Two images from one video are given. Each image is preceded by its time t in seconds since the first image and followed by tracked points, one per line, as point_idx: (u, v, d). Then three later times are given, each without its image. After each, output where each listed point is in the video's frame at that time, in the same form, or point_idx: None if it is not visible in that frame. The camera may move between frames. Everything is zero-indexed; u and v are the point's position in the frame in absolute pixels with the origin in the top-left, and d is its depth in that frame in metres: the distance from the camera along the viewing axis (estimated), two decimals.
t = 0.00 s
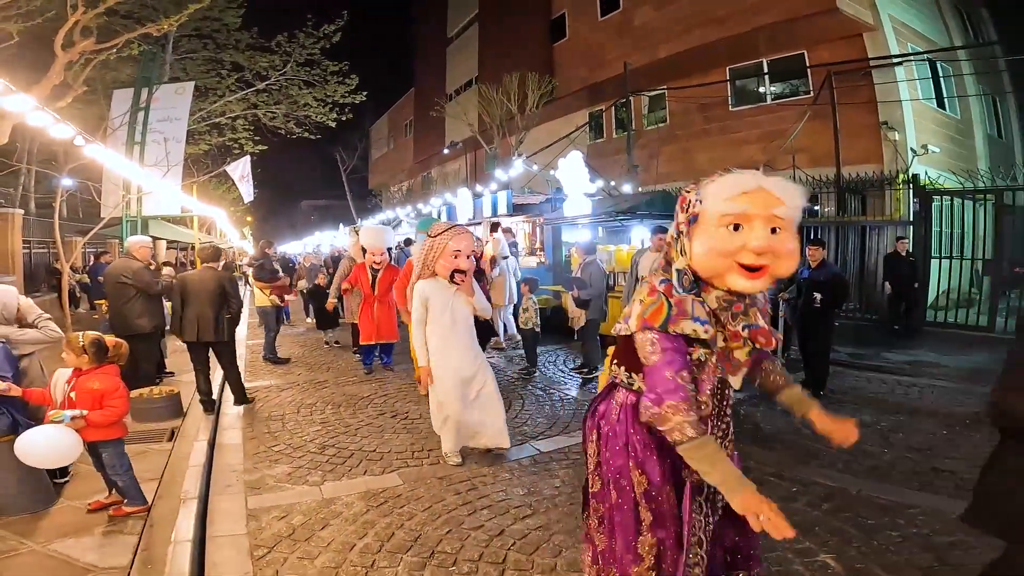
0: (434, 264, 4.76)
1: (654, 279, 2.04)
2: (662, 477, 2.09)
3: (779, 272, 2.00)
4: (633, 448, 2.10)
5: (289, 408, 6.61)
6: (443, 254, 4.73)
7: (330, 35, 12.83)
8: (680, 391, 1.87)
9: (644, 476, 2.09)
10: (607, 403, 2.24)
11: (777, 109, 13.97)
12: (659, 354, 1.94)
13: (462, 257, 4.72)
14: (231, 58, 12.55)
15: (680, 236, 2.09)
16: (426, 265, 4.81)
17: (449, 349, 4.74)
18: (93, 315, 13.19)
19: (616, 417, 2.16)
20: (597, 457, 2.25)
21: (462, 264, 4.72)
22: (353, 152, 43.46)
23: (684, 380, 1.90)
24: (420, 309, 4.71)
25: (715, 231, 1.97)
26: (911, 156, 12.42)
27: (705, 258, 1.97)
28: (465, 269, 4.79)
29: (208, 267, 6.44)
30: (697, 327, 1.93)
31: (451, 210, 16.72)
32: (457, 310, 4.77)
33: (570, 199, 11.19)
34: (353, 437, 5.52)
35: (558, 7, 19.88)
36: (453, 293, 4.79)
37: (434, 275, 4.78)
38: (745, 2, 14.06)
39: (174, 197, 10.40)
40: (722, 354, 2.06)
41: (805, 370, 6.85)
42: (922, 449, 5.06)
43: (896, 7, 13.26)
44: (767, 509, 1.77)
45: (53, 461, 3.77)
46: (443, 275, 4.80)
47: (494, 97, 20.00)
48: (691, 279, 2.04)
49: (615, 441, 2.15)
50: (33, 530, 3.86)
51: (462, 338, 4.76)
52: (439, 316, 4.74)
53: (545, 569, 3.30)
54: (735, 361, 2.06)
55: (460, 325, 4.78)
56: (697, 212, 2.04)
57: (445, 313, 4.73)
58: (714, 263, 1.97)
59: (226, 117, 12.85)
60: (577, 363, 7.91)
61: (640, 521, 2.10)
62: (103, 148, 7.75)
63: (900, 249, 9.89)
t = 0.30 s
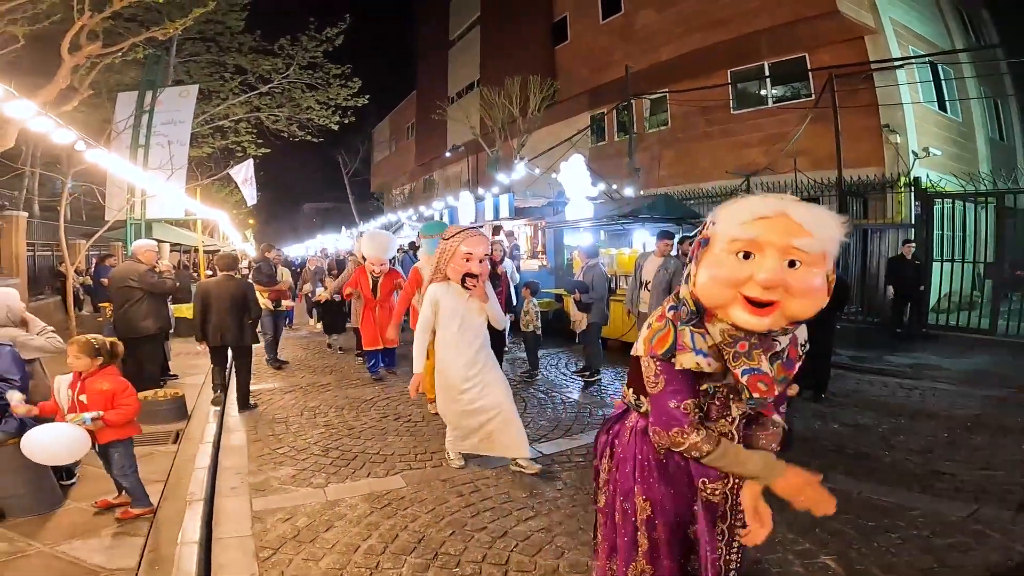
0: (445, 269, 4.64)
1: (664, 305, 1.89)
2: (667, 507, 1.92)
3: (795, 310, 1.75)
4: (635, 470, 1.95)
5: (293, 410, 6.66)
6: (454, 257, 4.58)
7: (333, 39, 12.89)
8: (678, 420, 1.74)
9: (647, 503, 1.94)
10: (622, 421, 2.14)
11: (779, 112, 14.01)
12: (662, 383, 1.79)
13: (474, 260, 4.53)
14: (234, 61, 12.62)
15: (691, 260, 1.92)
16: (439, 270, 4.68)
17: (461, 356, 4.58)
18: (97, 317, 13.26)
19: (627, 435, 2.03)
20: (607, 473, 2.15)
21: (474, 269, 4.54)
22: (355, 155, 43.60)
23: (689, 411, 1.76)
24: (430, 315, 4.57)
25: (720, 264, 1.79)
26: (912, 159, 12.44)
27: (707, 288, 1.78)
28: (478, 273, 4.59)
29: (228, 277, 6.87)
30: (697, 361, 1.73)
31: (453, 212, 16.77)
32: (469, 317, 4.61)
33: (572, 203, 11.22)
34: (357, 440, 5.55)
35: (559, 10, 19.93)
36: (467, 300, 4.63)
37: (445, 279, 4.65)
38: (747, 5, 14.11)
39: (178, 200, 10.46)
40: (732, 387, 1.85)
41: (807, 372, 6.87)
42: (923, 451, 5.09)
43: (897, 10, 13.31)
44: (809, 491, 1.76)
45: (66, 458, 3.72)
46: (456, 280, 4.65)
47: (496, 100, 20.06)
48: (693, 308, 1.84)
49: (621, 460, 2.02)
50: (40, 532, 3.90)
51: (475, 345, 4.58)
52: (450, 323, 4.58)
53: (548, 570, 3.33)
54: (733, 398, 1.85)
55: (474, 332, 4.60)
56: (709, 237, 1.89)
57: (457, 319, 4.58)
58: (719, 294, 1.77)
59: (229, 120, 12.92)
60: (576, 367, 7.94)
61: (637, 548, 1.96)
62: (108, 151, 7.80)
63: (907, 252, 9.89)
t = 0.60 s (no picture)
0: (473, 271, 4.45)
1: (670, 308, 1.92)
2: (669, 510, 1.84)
3: (820, 297, 1.70)
4: (644, 470, 1.86)
5: (295, 412, 6.67)
6: (482, 258, 4.40)
7: (333, 41, 12.91)
8: (654, 421, 1.76)
9: (646, 502, 1.85)
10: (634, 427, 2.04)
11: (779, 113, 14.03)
12: (653, 383, 1.84)
13: (503, 263, 4.34)
14: (235, 63, 12.65)
15: (706, 250, 1.87)
16: (467, 274, 4.50)
17: (485, 364, 4.32)
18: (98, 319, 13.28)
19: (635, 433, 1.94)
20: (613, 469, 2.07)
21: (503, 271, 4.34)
22: (355, 157, 43.61)
23: (671, 416, 1.76)
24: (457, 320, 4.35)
25: (741, 251, 1.74)
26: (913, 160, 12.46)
27: (726, 276, 1.73)
28: (509, 277, 4.38)
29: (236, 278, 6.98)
30: (675, 359, 1.77)
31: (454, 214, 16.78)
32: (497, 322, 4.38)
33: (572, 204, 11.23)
34: (358, 442, 5.56)
35: (559, 12, 19.96)
36: (494, 304, 4.40)
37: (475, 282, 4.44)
38: (747, 7, 14.13)
39: (179, 202, 10.48)
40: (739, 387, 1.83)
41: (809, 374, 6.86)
42: (924, 452, 5.10)
43: (897, 11, 13.34)
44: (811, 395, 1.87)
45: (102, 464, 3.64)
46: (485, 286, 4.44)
47: (497, 101, 20.08)
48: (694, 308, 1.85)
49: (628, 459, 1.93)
50: (43, 533, 3.91)
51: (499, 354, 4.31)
52: (476, 329, 4.35)
53: (549, 571, 3.34)
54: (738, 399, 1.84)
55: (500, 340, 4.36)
56: (724, 224, 1.84)
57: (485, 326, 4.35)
58: (737, 284, 1.72)
59: (230, 122, 12.95)
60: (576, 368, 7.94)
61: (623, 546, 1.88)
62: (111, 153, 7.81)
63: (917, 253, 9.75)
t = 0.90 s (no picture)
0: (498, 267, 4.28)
1: (713, 291, 1.71)
2: (728, 512, 1.61)
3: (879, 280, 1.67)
4: (698, 472, 1.59)
5: (295, 414, 6.67)
6: (507, 254, 4.22)
7: (333, 42, 12.92)
8: (719, 398, 1.54)
9: (703, 506, 1.61)
10: (676, 419, 1.73)
11: (779, 114, 14.03)
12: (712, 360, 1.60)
13: (529, 260, 4.10)
14: (235, 64, 12.66)
15: (770, 229, 1.65)
16: (494, 271, 4.36)
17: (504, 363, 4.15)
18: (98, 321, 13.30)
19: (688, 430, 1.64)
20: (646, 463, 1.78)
21: (528, 271, 4.12)
22: (355, 158, 43.63)
23: (738, 393, 1.55)
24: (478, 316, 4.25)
25: (854, 235, 1.58)
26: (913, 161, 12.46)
27: (817, 259, 1.57)
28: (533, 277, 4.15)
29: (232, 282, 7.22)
30: (742, 334, 1.58)
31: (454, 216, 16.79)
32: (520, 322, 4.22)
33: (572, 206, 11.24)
34: (358, 443, 5.55)
35: (559, 13, 19.97)
36: (519, 304, 4.24)
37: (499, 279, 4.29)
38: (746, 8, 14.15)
39: (179, 203, 10.49)
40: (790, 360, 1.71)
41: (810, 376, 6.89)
42: (926, 452, 5.09)
43: (897, 12, 13.35)
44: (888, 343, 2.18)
45: (169, 450, 3.52)
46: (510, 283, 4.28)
47: (497, 103, 20.09)
48: (774, 288, 1.64)
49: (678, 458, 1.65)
50: (43, 535, 3.90)
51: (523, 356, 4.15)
52: (499, 327, 4.21)
53: (549, 572, 3.34)
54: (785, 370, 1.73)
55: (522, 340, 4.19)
56: (808, 209, 1.61)
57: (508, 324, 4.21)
58: (827, 268, 1.58)
59: (230, 124, 12.97)
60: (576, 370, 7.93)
61: (661, 548, 1.67)
62: (111, 155, 7.80)
63: (926, 254, 9.62)
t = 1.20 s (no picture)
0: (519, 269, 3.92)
1: (805, 302, 1.78)
2: (830, 520, 1.70)
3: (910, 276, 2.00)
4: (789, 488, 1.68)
5: (295, 414, 6.67)
6: (530, 254, 3.88)
7: (334, 43, 12.93)
8: (796, 389, 1.64)
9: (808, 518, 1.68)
10: (749, 439, 1.80)
11: (779, 114, 14.04)
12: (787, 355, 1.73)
13: (554, 261, 3.81)
14: (235, 64, 12.67)
15: (872, 245, 1.77)
16: (512, 273, 3.98)
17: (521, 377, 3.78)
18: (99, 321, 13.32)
19: (782, 449, 1.70)
20: (724, 491, 1.82)
21: (554, 272, 3.81)
22: (355, 158, 43.65)
23: (813, 382, 1.64)
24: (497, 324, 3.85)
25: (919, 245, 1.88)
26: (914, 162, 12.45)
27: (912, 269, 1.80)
28: (558, 281, 3.84)
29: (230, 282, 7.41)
30: (850, 341, 1.76)
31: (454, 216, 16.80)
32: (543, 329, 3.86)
33: (573, 207, 11.24)
34: (358, 444, 5.55)
35: (559, 14, 19.97)
36: (543, 309, 3.88)
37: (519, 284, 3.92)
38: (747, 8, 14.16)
39: (179, 204, 10.48)
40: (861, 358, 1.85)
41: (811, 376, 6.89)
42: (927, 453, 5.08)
43: (897, 12, 13.35)
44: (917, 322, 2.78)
45: (185, 456, 3.59)
46: (530, 287, 3.93)
47: (497, 103, 20.09)
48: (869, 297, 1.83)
49: (776, 478, 1.71)
50: (43, 535, 3.90)
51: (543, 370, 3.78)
52: (521, 335, 3.83)
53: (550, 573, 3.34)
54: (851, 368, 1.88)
55: (547, 349, 3.83)
56: (907, 225, 1.79)
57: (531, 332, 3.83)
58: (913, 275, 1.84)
59: (231, 124, 12.98)
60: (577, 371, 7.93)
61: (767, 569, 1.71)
62: (111, 155, 7.79)
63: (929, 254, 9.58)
